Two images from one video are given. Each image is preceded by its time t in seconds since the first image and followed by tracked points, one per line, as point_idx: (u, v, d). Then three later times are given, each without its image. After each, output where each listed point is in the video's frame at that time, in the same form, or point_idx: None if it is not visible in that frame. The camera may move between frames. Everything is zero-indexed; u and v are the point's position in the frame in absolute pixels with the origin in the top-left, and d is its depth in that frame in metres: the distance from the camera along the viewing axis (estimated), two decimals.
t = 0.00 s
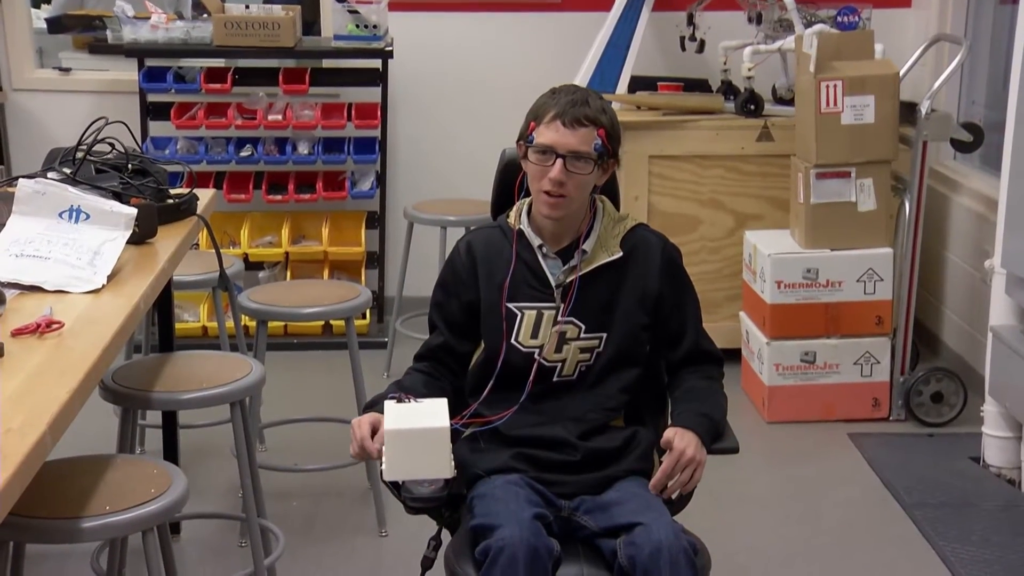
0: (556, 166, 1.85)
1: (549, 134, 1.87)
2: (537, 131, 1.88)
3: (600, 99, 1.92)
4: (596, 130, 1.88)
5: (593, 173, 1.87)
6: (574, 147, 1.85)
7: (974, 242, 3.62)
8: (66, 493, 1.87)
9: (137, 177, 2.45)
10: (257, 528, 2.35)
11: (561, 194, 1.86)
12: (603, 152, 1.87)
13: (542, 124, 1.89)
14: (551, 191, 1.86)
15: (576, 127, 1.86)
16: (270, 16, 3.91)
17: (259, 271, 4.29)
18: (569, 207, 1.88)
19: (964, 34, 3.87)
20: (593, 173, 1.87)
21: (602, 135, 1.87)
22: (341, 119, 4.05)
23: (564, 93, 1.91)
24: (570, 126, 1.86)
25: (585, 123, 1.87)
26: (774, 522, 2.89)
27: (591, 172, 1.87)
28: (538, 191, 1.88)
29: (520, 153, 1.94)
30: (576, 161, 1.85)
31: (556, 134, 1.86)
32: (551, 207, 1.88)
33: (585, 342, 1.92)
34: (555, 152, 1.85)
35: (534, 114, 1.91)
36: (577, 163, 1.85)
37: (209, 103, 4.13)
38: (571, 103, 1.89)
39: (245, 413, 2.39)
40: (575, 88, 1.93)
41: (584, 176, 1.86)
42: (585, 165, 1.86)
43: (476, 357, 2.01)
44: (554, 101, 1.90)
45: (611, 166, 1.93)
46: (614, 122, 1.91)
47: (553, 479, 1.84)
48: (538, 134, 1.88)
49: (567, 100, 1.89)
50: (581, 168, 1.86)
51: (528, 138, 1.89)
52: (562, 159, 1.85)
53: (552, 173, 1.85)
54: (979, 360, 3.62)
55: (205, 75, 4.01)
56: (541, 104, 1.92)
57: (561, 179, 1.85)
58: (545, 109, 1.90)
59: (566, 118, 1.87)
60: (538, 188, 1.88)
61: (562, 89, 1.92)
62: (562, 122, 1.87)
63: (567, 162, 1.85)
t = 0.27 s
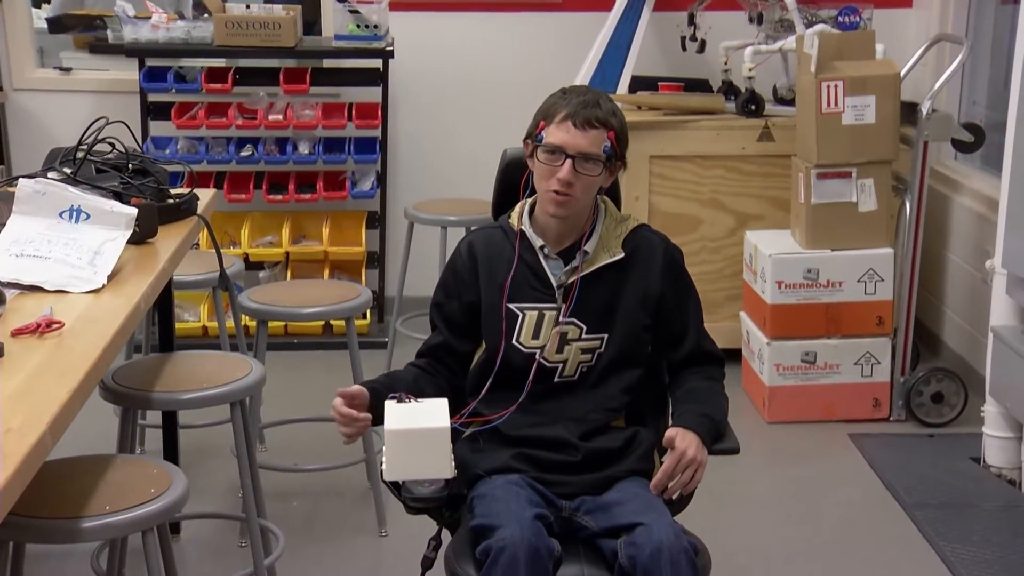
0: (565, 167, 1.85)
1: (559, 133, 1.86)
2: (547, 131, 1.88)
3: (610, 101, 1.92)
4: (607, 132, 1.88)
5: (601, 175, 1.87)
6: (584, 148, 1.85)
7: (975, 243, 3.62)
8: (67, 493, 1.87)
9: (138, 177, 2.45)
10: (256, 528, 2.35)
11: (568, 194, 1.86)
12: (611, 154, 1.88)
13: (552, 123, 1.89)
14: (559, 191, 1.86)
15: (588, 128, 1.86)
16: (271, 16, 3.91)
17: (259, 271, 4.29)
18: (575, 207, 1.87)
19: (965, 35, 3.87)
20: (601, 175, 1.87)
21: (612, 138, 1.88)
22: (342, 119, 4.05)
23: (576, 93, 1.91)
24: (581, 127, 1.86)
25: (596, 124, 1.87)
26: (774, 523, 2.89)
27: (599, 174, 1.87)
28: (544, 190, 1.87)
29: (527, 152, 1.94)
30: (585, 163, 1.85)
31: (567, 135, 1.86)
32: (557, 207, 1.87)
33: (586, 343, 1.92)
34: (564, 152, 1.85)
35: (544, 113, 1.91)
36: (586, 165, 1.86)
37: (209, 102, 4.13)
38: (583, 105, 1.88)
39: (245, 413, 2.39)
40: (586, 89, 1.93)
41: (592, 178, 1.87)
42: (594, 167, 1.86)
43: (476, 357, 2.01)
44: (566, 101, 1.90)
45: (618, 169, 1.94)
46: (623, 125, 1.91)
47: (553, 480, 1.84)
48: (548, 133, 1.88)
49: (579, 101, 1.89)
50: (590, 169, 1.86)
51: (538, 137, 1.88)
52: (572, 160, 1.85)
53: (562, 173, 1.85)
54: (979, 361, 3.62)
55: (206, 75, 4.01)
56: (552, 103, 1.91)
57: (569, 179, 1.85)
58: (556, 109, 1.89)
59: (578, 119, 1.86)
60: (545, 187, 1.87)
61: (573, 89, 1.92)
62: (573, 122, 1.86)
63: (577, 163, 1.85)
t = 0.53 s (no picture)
0: (557, 167, 1.85)
1: (552, 133, 1.86)
2: (540, 130, 1.88)
3: (604, 99, 1.91)
4: (599, 131, 1.87)
5: (594, 174, 1.87)
6: (577, 148, 1.85)
7: (974, 240, 3.62)
8: (65, 491, 1.86)
9: (136, 175, 2.44)
10: (256, 526, 2.35)
11: (561, 194, 1.86)
12: (604, 153, 1.87)
13: (545, 123, 1.88)
14: (552, 191, 1.86)
15: (579, 128, 1.86)
16: (269, 13, 3.90)
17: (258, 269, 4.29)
18: (568, 207, 1.87)
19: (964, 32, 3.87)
20: (594, 174, 1.87)
21: (605, 137, 1.87)
22: (341, 116, 4.04)
23: (569, 92, 1.90)
24: (573, 127, 1.86)
25: (588, 123, 1.86)
26: (774, 520, 2.89)
27: (592, 173, 1.87)
28: (538, 191, 1.87)
29: (522, 151, 1.94)
30: (578, 162, 1.85)
31: (559, 134, 1.85)
32: (550, 207, 1.87)
33: (585, 341, 1.91)
34: (556, 152, 1.85)
35: (537, 112, 1.91)
36: (579, 164, 1.85)
37: (208, 101, 4.13)
38: (576, 104, 1.88)
39: (244, 411, 2.38)
40: (579, 88, 1.93)
41: (585, 177, 1.86)
42: (587, 166, 1.86)
43: (475, 356, 2.01)
44: (559, 101, 1.90)
45: (613, 167, 1.93)
46: (617, 123, 1.91)
47: (552, 477, 1.84)
48: (541, 133, 1.88)
49: (571, 100, 1.89)
50: (583, 169, 1.86)
51: (531, 137, 1.89)
52: (564, 160, 1.85)
53: (554, 174, 1.85)
54: (979, 358, 3.62)
55: (204, 73, 4.00)
56: (545, 103, 1.91)
57: (562, 179, 1.85)
58: (549, 109, 1.89)
59: (570, 119, 1.86)
60: (539, 187, 1.88)
61: (566, 88, 1.91)
62: (565, 122, 1.86)
63: (569, 163, 1.85)
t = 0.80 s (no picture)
0: (557, 168, 1.85)
1: (551, 134, 1.86)
2: (539, 131, 1.88)
3: (603, 100, 1.92)
4: (598, 131, 1.87)
5: (594, 175, 1.86)
6: (576, 149, 1.85)
7: (974, 239, 3.62)
8: (65, 491, 1.86)
9: (135, 175, 2.44)
10: (255, 525, 2.35)
11: (560, 195, 1.85)
12: (603, 153, 1.87)
13: (544, 123, 1.88)
14: (552, 192, 1.85)
15: (579, 128, 1.85)
16: (269, 12, 3.90)
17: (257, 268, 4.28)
18: (568, 208, 1.87)
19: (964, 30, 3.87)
20: (594, 174, 1.86)
21: (604, 137, 1.87)
22: (340, 115, 4.04)
23: (568, 93, 1.90)
24: (572, 127, 1.86)
25: (587, 124, 1.86)
26: (773, 519, 2.89)
27: (592, 174, 1.86)
28: (538, 192, 1.87)
29: (521, 152, 1.93)
30: (578, 162, 1.85)
31: (558, 135, 1.85)
32: (550, 208, 1.87)
33: (585, 341, 1.91)
34: (556, 153, 1.85)
35: (536, 113, 1.91)
36: (578, 165, 1.85)
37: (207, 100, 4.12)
38: (574, 104, 1.88)
39: (243, 410, 2.38)
40: (578, 88, 1.93)
41: (585, 177, 1.86)
42: (586, 166, 1.85)
43: (474, 356, 2.00)
44: (558, 101, 1.90)
45: (612, 167, 1.93)
46: (616, 123, 1.91)
47: (552, 477, 1.84)
48: (540, 133, 1.88)
49: (570, 100, 1.89)
50: (582, 170, 1.85)
51: (530, 138, 1.88)
52: (564, 160, 1.84)
53: (553, 175, 1.85)
54: (979, 357, 3.61)
55: (203, 72, 4.00)
56: (544, 103, 1.91)
57: (562, 180, 1.85)
58: (547, 110, 1.89)
59: (569, 119, 1.86)
60: (538, 188, 1.87)
61: (565, 89, 1.91)
62: (564, 122, 1.86)
63: (568, 163, 1.85)
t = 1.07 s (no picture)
0: (555, 166, 1.84)
1: (548, 131, 1.86)
2: (537, 129, 1.88)
3: (600, 96, 1.91)
4: (596, 128, 1.87)
5: (592, 172, 1.86)
6: (574, 146, 1.84)
7: (974, 237, 3.61)
8: (63, 487, 1.86)
9: (134, 171, 2.43)
10: (254, 522, 2.35)
11: (558, 193, 1.85)
12: (602, 150, 1.87)
13: (541, 121, 1.88)
14: (549, 190, 1.85)
15: (576, 125, 1.85)
16: (268, 8, 3.89)
17: (256, 264, 4.28)
18: (566, 206, 1.87)
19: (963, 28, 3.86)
20: (592, 171, 1.86)
21: (602, 134, 1.87)
22: (339, 112, 4.03)
23: (565, 89, 1.90)
24: (570, 125, 1.85)
25: (585, 121, 1.86)
26: (772, 516, 2.89)
27: (590, 171, 1.86)
28: (536, 190, 1.87)
29: (519, 149, 1.93)
30: (575, 160, 1.85)
31: (556, 133, 1.85)
32: (548, 206, 1.87)
33: (584, 339, 1.91)
34: (553, 150, 1.85)
35: (533, 110, 1.90)
36: (576, 162, 1.85)
37: (206, 96, 4.12)
38: (572, 101, 1.87)
39: (242, 407, 2.38)
40: (575, 85, 1.92)
41: (583, 175, 1.86)
42: (584, 164, 1.85)
43: (473, 353, 2.00)
44: (555, 98, 1.89)
45: (610, 164, 1.93)
46: (614, 120, 1.90)
47: (550, 474, 1.84)
48: (537, 131, 1.87)
49: (568, 98, 1.88)
50: (580, 167, 1.85)
51: (527, 136, 1.88)
52: (561, 158, 1.84)
53: (551, 172, 1.84)
54: (978, 355, 3.61)
55: (202, 68, 4.00)
56: (541, 100, 1.90)
57: (560, 177, 1.84)
58: (545, 107, 1.89)
59: (567, 116, 1.86)
60: (536, 186, 1.87)
61: (562, 85, 1.91)
62: (562, 120, 1.86)
63: (566, 161, 1.84)
